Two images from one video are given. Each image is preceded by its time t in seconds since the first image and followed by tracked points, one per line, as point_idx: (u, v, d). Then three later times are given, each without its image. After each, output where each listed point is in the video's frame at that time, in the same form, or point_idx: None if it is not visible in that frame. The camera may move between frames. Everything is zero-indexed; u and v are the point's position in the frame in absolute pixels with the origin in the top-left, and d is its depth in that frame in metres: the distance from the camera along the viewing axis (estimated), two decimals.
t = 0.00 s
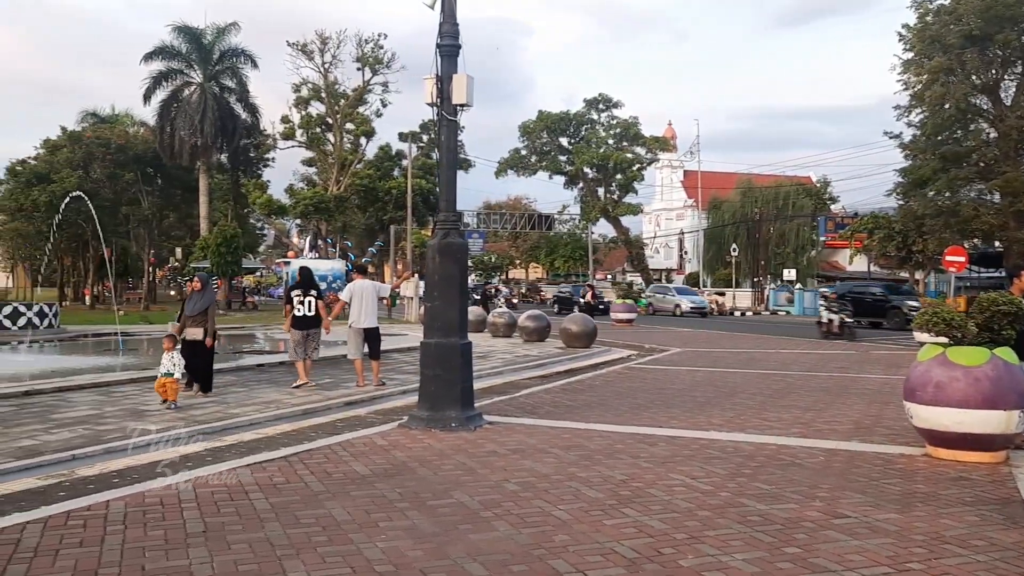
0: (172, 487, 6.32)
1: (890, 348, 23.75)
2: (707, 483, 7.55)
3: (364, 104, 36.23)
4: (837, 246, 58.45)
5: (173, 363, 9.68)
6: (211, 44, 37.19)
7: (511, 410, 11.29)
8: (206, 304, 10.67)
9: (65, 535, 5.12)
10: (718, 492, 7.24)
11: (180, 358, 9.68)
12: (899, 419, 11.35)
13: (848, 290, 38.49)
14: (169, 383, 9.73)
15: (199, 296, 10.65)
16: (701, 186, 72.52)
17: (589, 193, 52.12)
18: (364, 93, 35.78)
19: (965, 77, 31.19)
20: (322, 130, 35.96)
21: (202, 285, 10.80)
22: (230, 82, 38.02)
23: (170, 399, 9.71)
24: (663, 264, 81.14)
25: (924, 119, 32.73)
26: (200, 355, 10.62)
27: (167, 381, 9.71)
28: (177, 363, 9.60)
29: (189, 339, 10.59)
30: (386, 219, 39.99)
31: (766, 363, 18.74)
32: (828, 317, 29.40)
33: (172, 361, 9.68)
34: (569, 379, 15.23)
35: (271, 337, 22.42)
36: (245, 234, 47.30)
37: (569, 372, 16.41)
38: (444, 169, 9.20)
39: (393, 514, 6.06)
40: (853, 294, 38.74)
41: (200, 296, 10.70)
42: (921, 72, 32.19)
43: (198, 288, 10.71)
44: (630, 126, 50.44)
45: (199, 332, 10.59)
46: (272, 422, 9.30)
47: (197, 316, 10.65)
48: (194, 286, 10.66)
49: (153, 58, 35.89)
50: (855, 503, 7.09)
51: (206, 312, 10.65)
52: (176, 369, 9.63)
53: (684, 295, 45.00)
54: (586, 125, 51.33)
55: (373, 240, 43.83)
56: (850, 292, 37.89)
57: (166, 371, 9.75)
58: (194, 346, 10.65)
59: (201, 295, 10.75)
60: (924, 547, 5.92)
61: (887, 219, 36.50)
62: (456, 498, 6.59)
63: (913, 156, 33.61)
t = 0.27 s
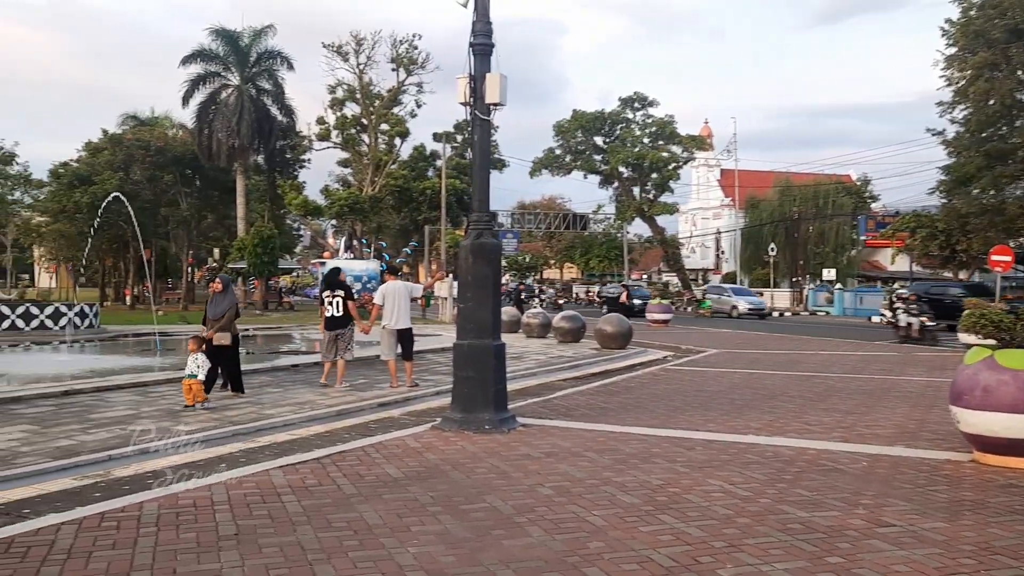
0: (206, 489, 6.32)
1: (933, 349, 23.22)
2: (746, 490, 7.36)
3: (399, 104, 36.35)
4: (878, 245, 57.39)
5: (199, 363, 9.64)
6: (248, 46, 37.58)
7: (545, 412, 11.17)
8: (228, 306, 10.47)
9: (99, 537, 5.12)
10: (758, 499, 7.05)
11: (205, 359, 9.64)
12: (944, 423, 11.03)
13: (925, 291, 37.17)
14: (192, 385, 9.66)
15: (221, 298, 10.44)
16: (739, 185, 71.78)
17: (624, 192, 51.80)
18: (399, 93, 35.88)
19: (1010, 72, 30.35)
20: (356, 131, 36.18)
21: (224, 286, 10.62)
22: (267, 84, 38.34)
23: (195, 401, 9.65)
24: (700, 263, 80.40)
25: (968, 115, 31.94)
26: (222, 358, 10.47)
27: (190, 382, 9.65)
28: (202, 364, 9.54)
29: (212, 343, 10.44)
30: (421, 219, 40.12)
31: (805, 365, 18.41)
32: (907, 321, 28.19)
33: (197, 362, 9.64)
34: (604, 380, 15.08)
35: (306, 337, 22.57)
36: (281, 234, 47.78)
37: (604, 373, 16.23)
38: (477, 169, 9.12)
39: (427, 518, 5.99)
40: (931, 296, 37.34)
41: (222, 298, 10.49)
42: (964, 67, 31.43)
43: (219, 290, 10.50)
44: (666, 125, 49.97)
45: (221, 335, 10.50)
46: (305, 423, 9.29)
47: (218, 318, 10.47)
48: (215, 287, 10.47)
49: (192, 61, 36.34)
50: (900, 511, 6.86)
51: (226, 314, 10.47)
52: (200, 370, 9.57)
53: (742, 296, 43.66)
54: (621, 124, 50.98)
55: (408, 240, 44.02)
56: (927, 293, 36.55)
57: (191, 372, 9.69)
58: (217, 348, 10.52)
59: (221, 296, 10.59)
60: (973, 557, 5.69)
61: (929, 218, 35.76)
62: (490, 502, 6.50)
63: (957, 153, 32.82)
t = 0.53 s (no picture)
0: (224, 489, 6.31)
1: (959, 349, 22.87)
2: (768, 492, 7.25)
3: (417, 104, 36.39)
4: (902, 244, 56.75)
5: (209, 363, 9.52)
6: (269, 47, 37.77)
7: (563, 412, 11.10)
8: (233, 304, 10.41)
9: (116, 537, 5.12)
10: (779, 502, 6.95)
11: (216, 359, 9.53)
12: (970, 425, 10.83)
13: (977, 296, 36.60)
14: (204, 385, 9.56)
15: (226, 297, 10.36)
16: (759, 184, 71.22)
17: (643, 191, 51.59)
18: (417, 93, 35.94)
19: None
20: (375, 131, 36.27)
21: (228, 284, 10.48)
22: (287, 84, 38.54)
23: (206, 400, 9.55)
24: (720, 263, 79.90)
25: (993, 112, 31.48)
26: (228, 357, 10.38)
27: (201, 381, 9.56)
28: (211, 365, 9.43)
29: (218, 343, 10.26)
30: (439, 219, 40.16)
31: (827, 365, 18.20)
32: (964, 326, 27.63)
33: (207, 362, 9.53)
34: (623, 380, 14.99)
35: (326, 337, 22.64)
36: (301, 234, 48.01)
37: (623, 373, 16.13)
38: (495, 167, 9.05)
39: (443, 519, 5.95)
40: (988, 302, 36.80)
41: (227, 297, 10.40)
42: (989, 64, 30.99)
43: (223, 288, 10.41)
44: (686, 123, 49.69)
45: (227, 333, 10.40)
46: (323, 423, 9.28)
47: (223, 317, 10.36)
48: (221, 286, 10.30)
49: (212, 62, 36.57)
50: (926, 515, 6.73)
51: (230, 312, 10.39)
52: (210, 370, 9.46)
53: (785, 296, 42.84)
54: (641, 123, 50.74)
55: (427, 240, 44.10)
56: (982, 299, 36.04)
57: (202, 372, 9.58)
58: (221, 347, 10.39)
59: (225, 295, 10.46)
60: (1002, 563, 5.55)
61: (954, 216, 35.28)
62: (508, 504, 6.45)
63: (981, 151, 32.36)
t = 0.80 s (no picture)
0: (257, 488, 6.35)
1: (1001, 350, 22.37)
2: (803, 495, 7.13)
3: (450, 105, 36.50)
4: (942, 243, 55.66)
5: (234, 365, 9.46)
6: (303, 49, 38.19)
7: (595, 413, 11.04)
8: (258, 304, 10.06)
9: (150, 535, 5.17)
10: (815, 505, 6.83)
11: (240, 360, 9.48)
12: (1013, 428, 10.56)
13: None
14: (231, 386, 9.54)
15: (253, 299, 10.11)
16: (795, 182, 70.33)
17: (677, 190, 51.24)
18: (450, 94, 36.05)
19: None
20: (408, 132, 36.43)
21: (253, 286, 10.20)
22: (321, 86, 38.91)
23: (234, 401, 9.55)
24: (755, 262, 79.09)
25: None
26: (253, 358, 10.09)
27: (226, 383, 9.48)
28: (236, 366, 9.38)
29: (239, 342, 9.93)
30: (472, 219, 40.24)
31: (865, 366, 17.88)
32: None
33: (233, 363, 9.49)
34: (656, 381, 14.87)
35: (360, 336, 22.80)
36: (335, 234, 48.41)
37: (656, 374, 16.01)
38: (527, 168, 9.04)
39: (474, 520, 5.93)
40: None
41: (253, 297, 10.08)
42: None
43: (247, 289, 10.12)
44: (720, 122, 49.24)
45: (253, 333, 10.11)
46: (356, 423, 9.32)
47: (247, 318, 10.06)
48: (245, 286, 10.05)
49: (248, 64, 37.01)
50: (968, 520, 6.56)
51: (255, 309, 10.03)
52: (235, 371, 9.40)
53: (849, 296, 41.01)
54: (674, 122, 50.38)
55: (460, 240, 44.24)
56: None
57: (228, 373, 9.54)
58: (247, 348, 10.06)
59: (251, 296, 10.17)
60: None
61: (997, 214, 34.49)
62: (539, 505, 6.41)
63: None
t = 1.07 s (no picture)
0: (289, 487, 6.40)
1: None
2: (838, 498, 7.02)
3: (483, 105, 36.56)
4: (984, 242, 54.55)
5: (261, 365, 9.52)
6: (337, 50, 38.57)
7: (627, 414, 10.97)
8: (286, 309, 9.85)
9: (184, 532, 5.24)
10: (850, 508, 6.72)
11: (268, 360, 9.53)
12: None
13: None
14: (258, 386, 9.60)
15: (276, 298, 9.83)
16: (832, 181, 69.37)
17: (711, 189, 50.81)
18: (482, 94, 36.12)
19: None
20: (441, 132, 36.57)
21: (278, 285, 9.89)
22: (355, 87, 39.21)
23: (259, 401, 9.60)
24: (791, 262, 78.17)
25: None
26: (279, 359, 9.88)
27: (255, 384, 9.57)
28: (264, 366, 9.44)
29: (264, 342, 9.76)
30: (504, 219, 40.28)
31: (904, 367, 17.57)
32: None
33: (261, 363, 9.54)
34: (689, 382, 14.75)
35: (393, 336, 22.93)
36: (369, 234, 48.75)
37: (689, 375, 15.88)
38: (558, 168, 8.98)
39: (504, 520, 5.92)
40: None
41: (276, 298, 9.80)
42: None
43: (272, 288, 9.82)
44: (756, 120, 48.72)
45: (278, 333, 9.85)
46: (388, 422, 9.35)
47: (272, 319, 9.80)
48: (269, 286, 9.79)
49: (283, 66, 37.39)
50: (1009, 524, 6.40)
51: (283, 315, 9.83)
52: (263, 372, 9.47)
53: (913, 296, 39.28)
54: (709, 120, 49.95)
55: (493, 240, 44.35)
56: None
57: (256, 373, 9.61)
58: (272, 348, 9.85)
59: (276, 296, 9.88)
60: None
61: None
62: (569, 506, 6.38)
63: None
